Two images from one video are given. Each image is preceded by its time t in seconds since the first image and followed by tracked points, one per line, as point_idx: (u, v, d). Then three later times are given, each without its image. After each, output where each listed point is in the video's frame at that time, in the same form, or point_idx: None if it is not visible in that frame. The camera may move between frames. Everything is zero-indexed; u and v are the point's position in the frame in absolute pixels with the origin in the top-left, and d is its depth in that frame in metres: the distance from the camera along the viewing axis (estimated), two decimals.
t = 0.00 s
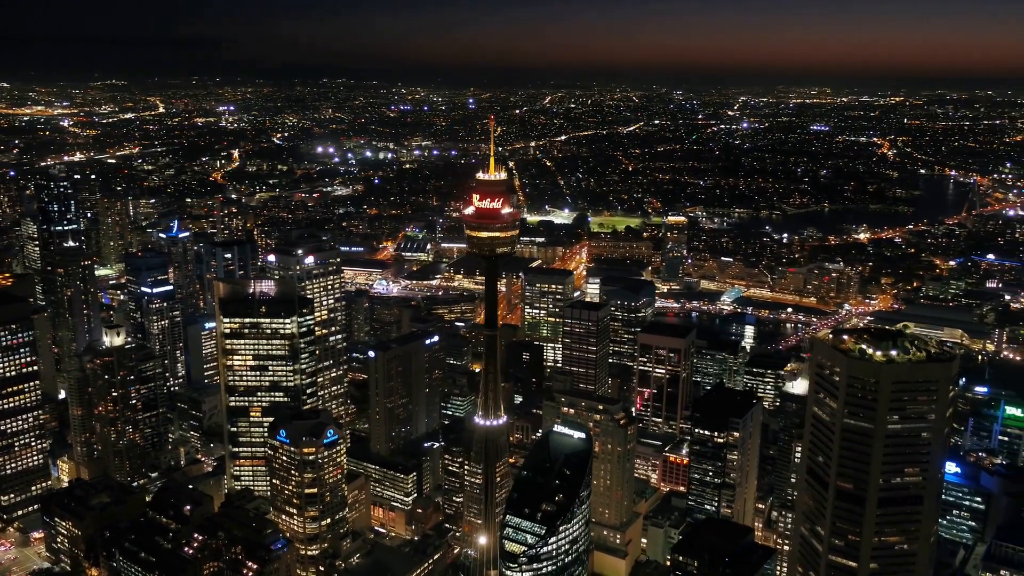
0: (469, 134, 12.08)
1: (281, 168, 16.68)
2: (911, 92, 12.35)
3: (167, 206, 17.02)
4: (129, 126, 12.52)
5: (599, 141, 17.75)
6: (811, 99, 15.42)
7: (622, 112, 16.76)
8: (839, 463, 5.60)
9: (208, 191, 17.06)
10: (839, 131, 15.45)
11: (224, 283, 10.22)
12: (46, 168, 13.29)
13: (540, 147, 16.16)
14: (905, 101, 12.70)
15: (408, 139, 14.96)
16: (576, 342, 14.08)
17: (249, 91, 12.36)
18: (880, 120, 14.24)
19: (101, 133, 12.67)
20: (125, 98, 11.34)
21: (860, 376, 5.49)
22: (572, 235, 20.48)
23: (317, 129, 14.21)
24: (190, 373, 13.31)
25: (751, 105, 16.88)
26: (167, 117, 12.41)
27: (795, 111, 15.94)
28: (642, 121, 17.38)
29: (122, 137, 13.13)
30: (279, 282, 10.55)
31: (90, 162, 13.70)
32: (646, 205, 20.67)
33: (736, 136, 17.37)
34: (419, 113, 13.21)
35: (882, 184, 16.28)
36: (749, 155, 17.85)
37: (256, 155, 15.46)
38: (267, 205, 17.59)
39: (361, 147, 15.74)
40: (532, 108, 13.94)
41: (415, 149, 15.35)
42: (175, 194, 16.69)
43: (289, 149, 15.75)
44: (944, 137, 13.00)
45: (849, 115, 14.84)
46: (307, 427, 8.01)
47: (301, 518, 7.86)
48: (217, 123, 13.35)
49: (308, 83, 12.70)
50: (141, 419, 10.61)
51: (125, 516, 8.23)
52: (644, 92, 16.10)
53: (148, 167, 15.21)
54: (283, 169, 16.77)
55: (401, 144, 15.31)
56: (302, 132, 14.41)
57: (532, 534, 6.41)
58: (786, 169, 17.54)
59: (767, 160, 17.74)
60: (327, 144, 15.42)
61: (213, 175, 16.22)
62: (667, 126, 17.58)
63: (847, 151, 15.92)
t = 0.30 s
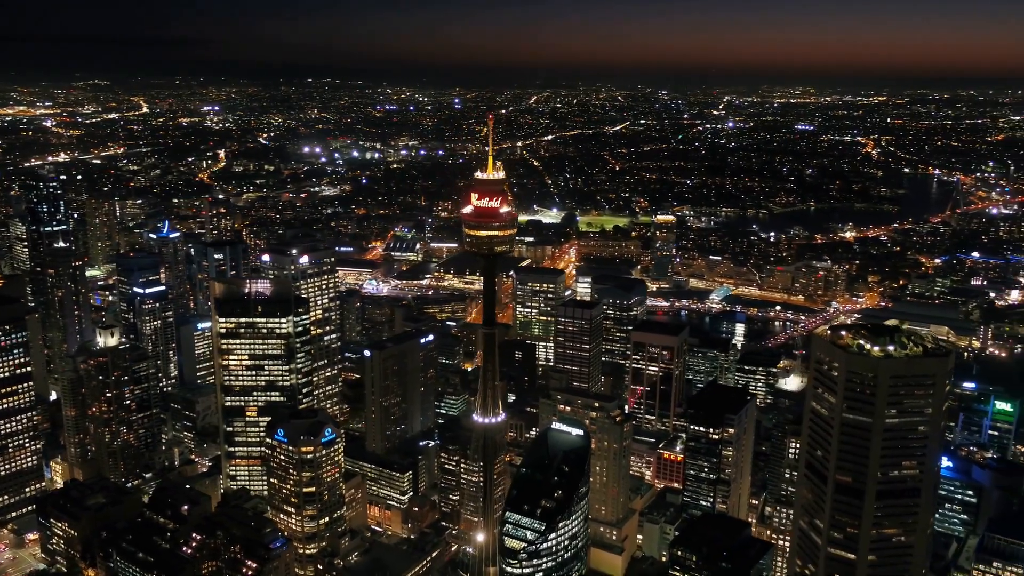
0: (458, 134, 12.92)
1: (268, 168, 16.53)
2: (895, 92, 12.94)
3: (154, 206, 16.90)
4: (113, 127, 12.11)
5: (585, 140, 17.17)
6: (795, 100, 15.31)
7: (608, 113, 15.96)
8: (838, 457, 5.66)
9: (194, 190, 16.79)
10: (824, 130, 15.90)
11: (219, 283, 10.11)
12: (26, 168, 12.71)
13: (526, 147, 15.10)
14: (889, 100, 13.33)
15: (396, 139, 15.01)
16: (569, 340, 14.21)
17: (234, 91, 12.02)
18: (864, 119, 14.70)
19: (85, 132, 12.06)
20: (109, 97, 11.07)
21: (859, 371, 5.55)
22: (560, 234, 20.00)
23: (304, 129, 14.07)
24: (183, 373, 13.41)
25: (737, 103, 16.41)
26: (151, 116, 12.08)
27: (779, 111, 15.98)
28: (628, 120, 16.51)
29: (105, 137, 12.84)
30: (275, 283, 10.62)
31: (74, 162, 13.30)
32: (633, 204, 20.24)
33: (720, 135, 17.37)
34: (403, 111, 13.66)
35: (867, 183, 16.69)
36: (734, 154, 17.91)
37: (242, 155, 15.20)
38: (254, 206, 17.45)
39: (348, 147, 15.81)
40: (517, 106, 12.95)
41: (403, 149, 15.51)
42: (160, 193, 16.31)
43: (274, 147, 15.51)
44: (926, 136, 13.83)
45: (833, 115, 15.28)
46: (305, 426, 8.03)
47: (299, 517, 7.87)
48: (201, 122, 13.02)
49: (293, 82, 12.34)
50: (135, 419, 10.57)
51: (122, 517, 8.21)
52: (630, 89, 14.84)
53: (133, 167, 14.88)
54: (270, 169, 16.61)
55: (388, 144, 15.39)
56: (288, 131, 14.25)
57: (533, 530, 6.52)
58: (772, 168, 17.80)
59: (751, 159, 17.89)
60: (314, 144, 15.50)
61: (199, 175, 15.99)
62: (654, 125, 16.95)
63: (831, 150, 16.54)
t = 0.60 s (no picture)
0: (444, 134, 12.98)
1: (254, 168, 16.29)
2: (876, 92, 12.74)
3: (139, 207, 16.45)
4: (96, 126, 11.63)
5: (572, 140, 16.75)
6: (779, 99, 15.01)
7: (593, 113, 15.62)
8: (837, 451, 5.74)
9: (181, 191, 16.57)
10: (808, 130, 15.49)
11: (214, 283, 10.16)
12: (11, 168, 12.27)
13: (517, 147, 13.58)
14: (871, 100, 12.95)
15: (381, 139, 15.07)
16: (562, 339, 14.30)
17: (218, 91, 12.08)
18: (847, 119, 14.26)
19: (68, 131, 11.55)
20: (91, 96, 10.73)
21: (856, 366, 5.63)
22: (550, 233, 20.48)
23: (289, 129, 13.94)
24: (175, 374, 13.42)
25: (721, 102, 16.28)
26: (135, 116, 11.79)
27: (764, 110, 15.88)
28: (614, 120, 16.40)
29: (88, 137, 12.40)
30: (270, 282, 10.50)
31: (58, 162, 12.76)
32: (620, 204, 20.82)
33: (706, 134, 17.34)
34: (390, 111, 13.60)
35: (851, 182, 16.16)
36: (720, 153, 17.82)
37: (230, 156, 15.18)
38: (241, 206, 17.32)
39: (333, 146, 15.70)
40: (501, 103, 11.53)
41: (389, 149, 15.59)
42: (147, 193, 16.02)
43: (262, 149, 15.55)
44: (909, 135, 13.32)
45: (817, 114, 14.89)
46: (301, 425, 8.05)
47: (296, 516, 7.90)
48: (188, 124, 13.02)
49: (279, 83, 12.52)
50: (128, 420, 10.54)
51: (117, 517, 8.17)
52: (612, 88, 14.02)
53: (119, 167, 14.46)
54: (257, 169, 16.35)
55: (375, 144, 15.42)
56: (274, 131, 14.32)
57: (532, 527, 6.67)
58: (757, 167, 17.62)
59: (736, 158, 17.78)
60: (299, 144, 15.39)
61: (186, 176, 15.83)
62: (638, 126, 16.95)
63: (816, 149, 16.08)
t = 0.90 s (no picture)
0: (427, 135, 14.19)
1: (240, 169, 16.02)
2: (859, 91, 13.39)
3: (125, 207, 16.05)
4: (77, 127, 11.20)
5: (556, 139, 16.49)
6: (762, 99, 15.59)
7: (578, 111, 15.18)
8: (834, 444, 5.83)
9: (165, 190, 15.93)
10: (789, 129, 16.06)
11: (208, 283, 10.14)
12: None
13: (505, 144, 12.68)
14: (854, 99, 13.82)
15: (365, 139, 15.34)
16: (556, 336, 14.39)
17: (201, 92, 11.39)
18: (830, 116, 15.09)
19: (49, 132, 11.18)
20: (71, 96, 10.24)
21: (853, 360, 5.71)
22: (537, 233, 20.24)
23: (275, 129, 13.80)
24: (166, 374, 13.28)
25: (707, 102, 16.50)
26: (117, 116, 11.39)
27: (747, 109, 16.23)
28: (597, 120, 16.19)
29: (70, 137, 12.02)
30: (266, 281, 10.54)
31: (38, 163, 12.43)
32: (607, 203, 20.87)
33: (689, 134, 17.39)
34: (376, 112, 13.63)
35: (835, 181, 16.69)
36: (705, 152, 17.94)
37: (215, 155, 14.81)
38: (228, 206, 16.98)
39: (319, 146, 15.77)
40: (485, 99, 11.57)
41: (376, 149, 15.90)
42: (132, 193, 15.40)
43: (246, 148, 15.14)
44: (892, 134, 14.32)
45: (799, 113, 15.70)
46: (298, 424, 8.12)
47: (293, 515, 7.96)
48: (170, 124, 12.44)
49: (262, 83, 11.87)
50: (122, 420, 10.50)
51: (112, 517, 8.15)
52: (598, 89, 14.31)
53: (102, 168, 13.92)
54: (242, 169, 16.15)
55: (360, 143, 15.54)
56: (259, 132, 14.04)
57: (530, 522, 6.93)
58: (742, 165, 17.75)
59: (721, 158, 17.92)
60: (285, 144, 15.18)
61: (171, 176, 15.25)
62: (623, 124, 16.82)
63: (799, 147, 16.52)
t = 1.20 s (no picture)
0: (414, 135, 14.85)
1: (227, 168, 15.93)
2: (845, 91, 14.23)
3: (112, 208, 16.20)
4: (61, 127, 11.18)
5: (544, 139, 16.14)
6: (748, 98, 16.06)
7: (565, 112, 15.41)
8: (832, 438, 5.90)
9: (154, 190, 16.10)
10: (777, 129, 16.77)
11: (203, 283, 10.04)
12: None
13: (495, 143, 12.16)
14: (840, 99, 14.64)
15: (352, 139, 15.50)
16: (550, 334, 14.48)
17: (186, 92, 11.38)
18: (817, 117, 15.98)
19: (33, 132, 11.14)
20: (56, 97, 10.27)
21: (851, 355, 5.79)
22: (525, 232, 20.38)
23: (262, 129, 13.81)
24: (160, 374, 13.26)
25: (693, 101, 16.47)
26: (102, 116, 11.38)
27: (734, 109, 16.54)
28: (584, 120, 16.06)
29: (54, 138, 11.96)
30: (263, 281, 10.49)
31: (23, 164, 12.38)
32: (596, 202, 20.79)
33: (677, 134, 17.35)
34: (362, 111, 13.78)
35: (822, 179, 17.45)
36: (694, 152, 18.19)
37: (201, 155, 15.06)
38: (216, 206, 17.01)
39: (306, 146, 15.83)
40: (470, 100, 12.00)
41: (363, 149, 16.14)
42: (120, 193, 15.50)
43: (234, 149, 15.43)
44: (878, 134, 15.23)
45: (786, 113, 16.39)
46: (297, 423, 8.16)
47: (292, 514, 7.99)
48: (155, 124, 12.56)
49: (248, 83, 11.71)
50: (116, 421, 10.47)
51: (109, 517, 8.15)
52: (585, 88, 14.89)
53: (88, 169, 14.03)
54: (229, 168, 16.10)
55: (347, 143, 15.66)
56: (244, 132, 14.23)
57: (530, 517, 7.22)
58: (729, 164, 18.12)
59: (709, 158, 18.22)
60: (273, 144, 15.50)
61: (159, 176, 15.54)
62: (610, 123, 16.60)
63: (785, 146, 17.17)
